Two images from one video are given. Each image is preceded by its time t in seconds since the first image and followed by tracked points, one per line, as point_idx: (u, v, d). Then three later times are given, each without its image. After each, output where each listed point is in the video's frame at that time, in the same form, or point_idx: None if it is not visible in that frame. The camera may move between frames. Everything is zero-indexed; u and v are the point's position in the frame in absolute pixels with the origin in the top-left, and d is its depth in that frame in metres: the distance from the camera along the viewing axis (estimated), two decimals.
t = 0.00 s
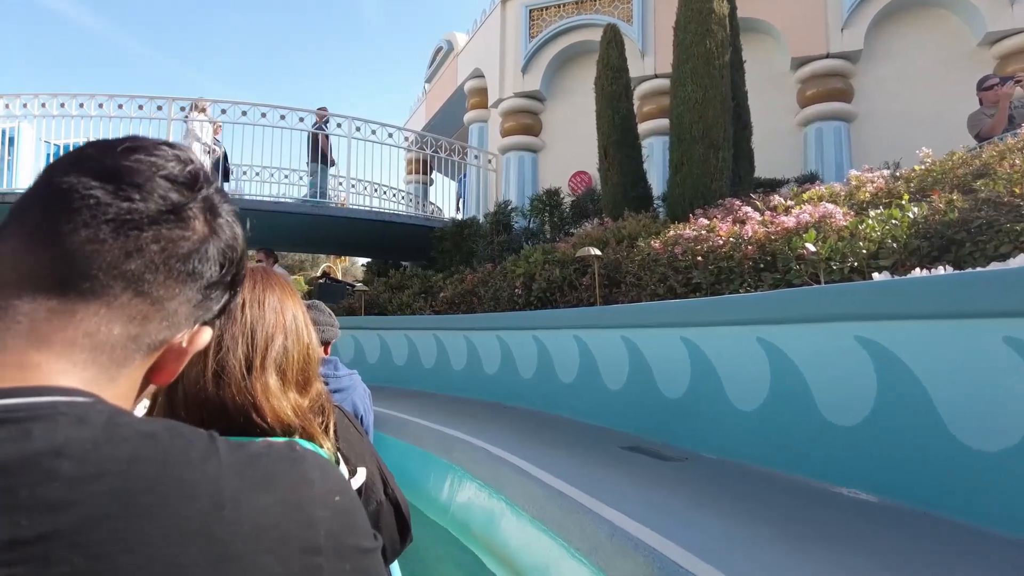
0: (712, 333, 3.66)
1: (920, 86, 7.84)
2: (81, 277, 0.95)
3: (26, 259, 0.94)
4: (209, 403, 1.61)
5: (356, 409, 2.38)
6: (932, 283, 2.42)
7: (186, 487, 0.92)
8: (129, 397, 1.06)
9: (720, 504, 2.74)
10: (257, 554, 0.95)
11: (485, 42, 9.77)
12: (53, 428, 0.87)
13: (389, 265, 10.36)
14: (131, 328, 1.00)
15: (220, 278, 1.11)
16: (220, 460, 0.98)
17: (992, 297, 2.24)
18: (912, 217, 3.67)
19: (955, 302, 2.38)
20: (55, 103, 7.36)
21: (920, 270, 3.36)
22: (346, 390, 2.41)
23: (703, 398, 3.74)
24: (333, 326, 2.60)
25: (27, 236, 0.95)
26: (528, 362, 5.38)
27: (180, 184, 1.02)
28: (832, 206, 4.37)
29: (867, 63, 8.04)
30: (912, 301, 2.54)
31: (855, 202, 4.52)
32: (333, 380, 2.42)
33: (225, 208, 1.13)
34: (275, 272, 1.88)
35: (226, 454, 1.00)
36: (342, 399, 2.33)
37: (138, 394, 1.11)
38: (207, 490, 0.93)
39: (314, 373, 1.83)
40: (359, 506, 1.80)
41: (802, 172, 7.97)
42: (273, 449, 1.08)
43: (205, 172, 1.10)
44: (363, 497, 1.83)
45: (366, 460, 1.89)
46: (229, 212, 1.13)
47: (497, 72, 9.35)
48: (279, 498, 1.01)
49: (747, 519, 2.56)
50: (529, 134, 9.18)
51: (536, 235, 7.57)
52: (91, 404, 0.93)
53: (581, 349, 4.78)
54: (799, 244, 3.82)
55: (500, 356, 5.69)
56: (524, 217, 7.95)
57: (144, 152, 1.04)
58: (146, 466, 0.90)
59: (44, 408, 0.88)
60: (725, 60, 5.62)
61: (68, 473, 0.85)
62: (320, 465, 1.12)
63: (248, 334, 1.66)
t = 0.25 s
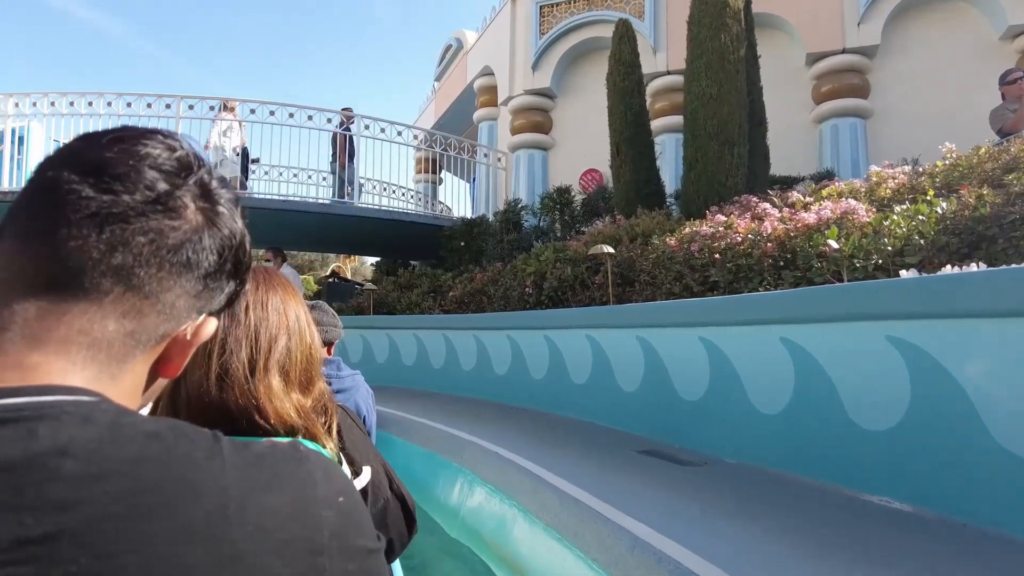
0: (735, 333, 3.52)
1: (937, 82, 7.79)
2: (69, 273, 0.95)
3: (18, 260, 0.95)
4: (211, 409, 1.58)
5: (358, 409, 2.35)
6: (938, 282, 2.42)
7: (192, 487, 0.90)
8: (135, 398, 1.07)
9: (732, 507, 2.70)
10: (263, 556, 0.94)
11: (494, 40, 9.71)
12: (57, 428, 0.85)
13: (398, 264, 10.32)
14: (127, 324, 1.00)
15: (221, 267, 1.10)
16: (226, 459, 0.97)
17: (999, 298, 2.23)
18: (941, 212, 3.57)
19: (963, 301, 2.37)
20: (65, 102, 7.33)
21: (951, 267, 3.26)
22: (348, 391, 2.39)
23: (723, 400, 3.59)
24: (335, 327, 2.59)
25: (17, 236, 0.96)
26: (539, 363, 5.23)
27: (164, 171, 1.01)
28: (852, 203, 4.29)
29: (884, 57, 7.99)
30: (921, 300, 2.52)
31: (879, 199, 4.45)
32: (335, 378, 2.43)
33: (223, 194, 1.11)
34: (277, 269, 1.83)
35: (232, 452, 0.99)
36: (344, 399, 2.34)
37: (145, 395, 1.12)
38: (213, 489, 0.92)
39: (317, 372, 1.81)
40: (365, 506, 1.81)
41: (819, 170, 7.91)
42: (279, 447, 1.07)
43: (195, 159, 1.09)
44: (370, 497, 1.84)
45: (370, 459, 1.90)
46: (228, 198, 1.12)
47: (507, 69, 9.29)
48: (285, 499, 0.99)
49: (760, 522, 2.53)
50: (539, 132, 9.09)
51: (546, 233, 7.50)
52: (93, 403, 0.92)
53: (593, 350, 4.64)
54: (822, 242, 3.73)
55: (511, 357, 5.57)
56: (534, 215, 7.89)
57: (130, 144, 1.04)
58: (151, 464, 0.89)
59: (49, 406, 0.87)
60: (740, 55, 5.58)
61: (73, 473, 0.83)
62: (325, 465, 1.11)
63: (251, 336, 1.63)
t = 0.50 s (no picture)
0: (755, 331, 3.42)
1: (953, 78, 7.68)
2: (69, 271, 0.94)
3: (15, 260, 0.94)
4: (213, 410, 1.59)
5: (361, 410, 2.30)
6: (942, 280, 2.46)
7: (192, 487, 0.91)
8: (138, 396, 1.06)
9: (741, 511, 2.68)
10: (263, 556, 0.94)
11: (504, 37, 9.64)
12: (59, 428, 0.87)
13: (407, 263, 10.28)
14: (128, 320, 0.99)
15: (222, 260, 1.10)
16: (227, 459, 0.98)
17: (1001, 298, 2.26)
18: (970, 207, 3.46)
19: (967, 301, 2.39)
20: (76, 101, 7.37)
21: (983, 264, 3.17)
22: (351, 391, 2.34)
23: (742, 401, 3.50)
24: (337, 328, 2.56)
25: (16, 236, 0.95)
26: (550, 363, 5.14)
27: (159, 166, 1.01)
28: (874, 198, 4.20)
29: (899, 50, 7.90)
30: (927, 299, 2.54)
31: (900, 195, 4.36)
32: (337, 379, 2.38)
33: (219, 188, 1.11)
34: (275, 272, 1.88)
35: (233, 452, 1.00)
36: (346, 399, 2.29)
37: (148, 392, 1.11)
38: (213, 488, 0.92)
39: (319, 373, 1.83)
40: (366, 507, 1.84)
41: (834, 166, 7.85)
42: (280, 447, 1.07)
43: (190, 154, 1.09)
44: (371, 497, 1.88)
45: (372, 459, 1.93)
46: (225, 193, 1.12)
47: (516, 66, 9.22)
48: (285, 499, 0.99)
49: (765, 525, 2.52)
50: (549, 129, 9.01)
51: (556, 231, 7.43)
52: (97, 405, 0.93)
53: (607, 349, 4.55)
54: (841, 240, 3.61)
55: (521, 358, 5.46)
56: (544, 214, 7.82)
57: (125, 141, 1.04)
58: (152, 464, 0.89)
59: (51, 407, 0.88)
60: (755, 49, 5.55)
61: (74, 473, 0.84)
62: (326, 466, 1.11)
63: (254, 338, 1.67)
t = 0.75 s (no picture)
0: (780, 331, 3.24)
1: (971, 72, 7.56)
2: (73, 274, 0.93)
3: (14, 261, 0.92)
4: (214, 412, 1.57)
5: (363, 411, 2.25)
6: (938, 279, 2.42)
7: (192, 486, 0.89)
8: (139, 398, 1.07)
9: (762, 512, 2.63)
10: (263, 556, 0.92)
11: (514, 34, 9.57)
12: (60, 427, 0.85)
13: (416, 263, 10.21)
14: (130, 320, 0.99)
15: (219, 262, 1.10)
16: (227, 457, 0.96)
17: (999, 296, 2.23)
18: (1008, 197, 3.33)
19: (965, 300, 2.36)
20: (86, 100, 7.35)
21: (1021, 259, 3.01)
22: (353, 392, 2.30)
23: (761, 404, 3.36)
24: (341, 329, 2.56)
25: (15, 238, 0.93)
26: (562, 362, 5.03)
27: (160, 171, 1.00)
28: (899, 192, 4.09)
29: (917, 45, 7.78)
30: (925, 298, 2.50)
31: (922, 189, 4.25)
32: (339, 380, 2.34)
33: (215, 192, 1.11)
34: (271, 269, 1.82)
35: (234, 450, 0.98)
36: (348, 400, 2.25)
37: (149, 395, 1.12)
38: (211, 487, 0.91)
39: (320, 372, 1.79)
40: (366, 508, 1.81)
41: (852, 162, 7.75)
42: (279, 447, 1.04)
43: (187, 158, 1.08)
44: (370, 499, 1.85)
45: (372, 460, 1.90)
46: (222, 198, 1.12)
47: (526, 64, 9.15)
48: (281, 498, 0.96)
49: (782, 527, 2.48)
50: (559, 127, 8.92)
51: (567, 229, 7.36)
52: (99, 404, 0.91)
53: (621, 349, 4.41)
54: (871, 234, 3.52)
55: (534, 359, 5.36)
56: (555, 212, 7.72)
57: (123, 144, 1.03)
58: (154, 465, 0.88)
59: (52, 406, 0.86)
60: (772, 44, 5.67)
61: (75, 471, 0.82)
62: (325, 465, 1.07)
63: (253, 338, 1.63)
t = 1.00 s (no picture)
0: (806, 331, 3.14)
1: (990, 67, 7.42)
2: (72, 273, 0.89)
3: (13, 263, 0.89)
4: (216, 414, 1.49)
5: (364, 411, 2.20)
6: (952, 277, 2.40)
7: (196, 485, 0.87)
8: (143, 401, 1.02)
9: (783, 518, 2.59)
10: (265, 556, 0.90)
11: (522, 31, 9.49)
12: (65, 426, 0.83)
13: (423, 262, 10.15)
14: (132, 318, 0.95)
15: (223, 260, 1.06)
16: (230, 456, 0.94)
17: (1016, 293, 2.21)
18: None
19: (984, 297, 2.32)
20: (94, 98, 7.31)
21: None
22: (356, 392, 2.23)
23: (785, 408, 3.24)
24: (342, 330, 2.51)
25: (14, 239, 0.90)
26: (573, 364, 4.93)
27: (159, 167, 0.97)
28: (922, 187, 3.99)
29: (934, 39, 7.65)
30: (945, 297, 2.46)
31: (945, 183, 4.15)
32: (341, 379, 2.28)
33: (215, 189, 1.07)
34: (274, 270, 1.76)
35: (237, 450, 0.96)
36: (351, 401, 2.19)
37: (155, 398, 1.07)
38: (216, 487, 0.89)
39: (323, 372, 1.72)
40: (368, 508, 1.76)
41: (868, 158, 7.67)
42: (283, 447, 1.02)
43: (186, 156, 1.05)
44: (371, 499, 1.79)
45: (374, 459, 1.84)
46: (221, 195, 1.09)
47: (535, 60, 9.07)
48: (286, 498, 0.95)
49: (799, 533, 2.43)
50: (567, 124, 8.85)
51: (576, 227, 7.27)
52: (103, 402, 0.89)
53: (635, 349, 4.29)
54: (898, 229, 3.43)
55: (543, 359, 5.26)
56: (564, 210, 7.65)
57: (120, 143, 0.99)
58: (158, 465, 0.86)
59: (56, 405, 0.84)
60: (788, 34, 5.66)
61: (80, 470, 0.81)
62: (329, 465, 1.06)
63: (254, 339, 1.57)
